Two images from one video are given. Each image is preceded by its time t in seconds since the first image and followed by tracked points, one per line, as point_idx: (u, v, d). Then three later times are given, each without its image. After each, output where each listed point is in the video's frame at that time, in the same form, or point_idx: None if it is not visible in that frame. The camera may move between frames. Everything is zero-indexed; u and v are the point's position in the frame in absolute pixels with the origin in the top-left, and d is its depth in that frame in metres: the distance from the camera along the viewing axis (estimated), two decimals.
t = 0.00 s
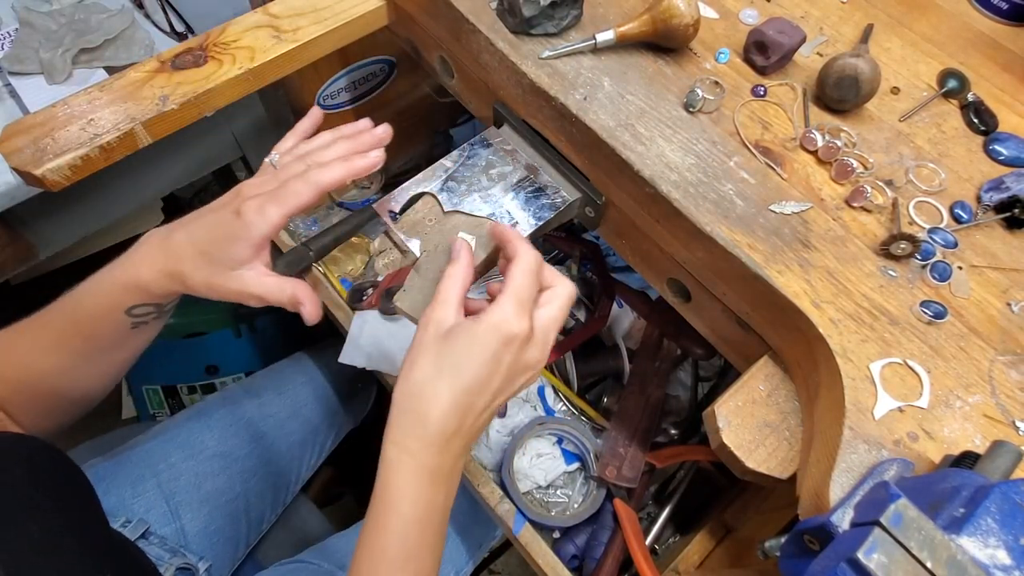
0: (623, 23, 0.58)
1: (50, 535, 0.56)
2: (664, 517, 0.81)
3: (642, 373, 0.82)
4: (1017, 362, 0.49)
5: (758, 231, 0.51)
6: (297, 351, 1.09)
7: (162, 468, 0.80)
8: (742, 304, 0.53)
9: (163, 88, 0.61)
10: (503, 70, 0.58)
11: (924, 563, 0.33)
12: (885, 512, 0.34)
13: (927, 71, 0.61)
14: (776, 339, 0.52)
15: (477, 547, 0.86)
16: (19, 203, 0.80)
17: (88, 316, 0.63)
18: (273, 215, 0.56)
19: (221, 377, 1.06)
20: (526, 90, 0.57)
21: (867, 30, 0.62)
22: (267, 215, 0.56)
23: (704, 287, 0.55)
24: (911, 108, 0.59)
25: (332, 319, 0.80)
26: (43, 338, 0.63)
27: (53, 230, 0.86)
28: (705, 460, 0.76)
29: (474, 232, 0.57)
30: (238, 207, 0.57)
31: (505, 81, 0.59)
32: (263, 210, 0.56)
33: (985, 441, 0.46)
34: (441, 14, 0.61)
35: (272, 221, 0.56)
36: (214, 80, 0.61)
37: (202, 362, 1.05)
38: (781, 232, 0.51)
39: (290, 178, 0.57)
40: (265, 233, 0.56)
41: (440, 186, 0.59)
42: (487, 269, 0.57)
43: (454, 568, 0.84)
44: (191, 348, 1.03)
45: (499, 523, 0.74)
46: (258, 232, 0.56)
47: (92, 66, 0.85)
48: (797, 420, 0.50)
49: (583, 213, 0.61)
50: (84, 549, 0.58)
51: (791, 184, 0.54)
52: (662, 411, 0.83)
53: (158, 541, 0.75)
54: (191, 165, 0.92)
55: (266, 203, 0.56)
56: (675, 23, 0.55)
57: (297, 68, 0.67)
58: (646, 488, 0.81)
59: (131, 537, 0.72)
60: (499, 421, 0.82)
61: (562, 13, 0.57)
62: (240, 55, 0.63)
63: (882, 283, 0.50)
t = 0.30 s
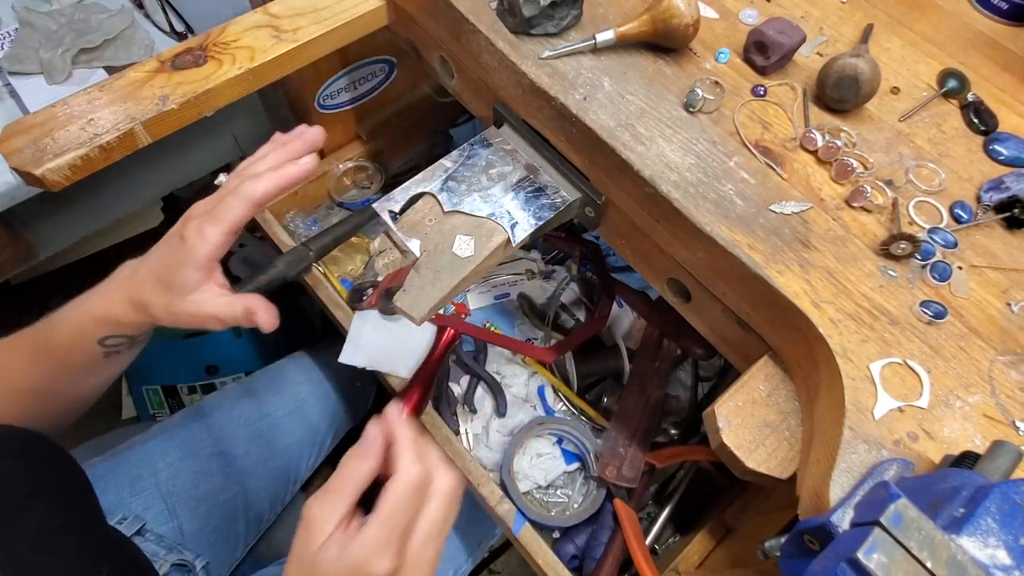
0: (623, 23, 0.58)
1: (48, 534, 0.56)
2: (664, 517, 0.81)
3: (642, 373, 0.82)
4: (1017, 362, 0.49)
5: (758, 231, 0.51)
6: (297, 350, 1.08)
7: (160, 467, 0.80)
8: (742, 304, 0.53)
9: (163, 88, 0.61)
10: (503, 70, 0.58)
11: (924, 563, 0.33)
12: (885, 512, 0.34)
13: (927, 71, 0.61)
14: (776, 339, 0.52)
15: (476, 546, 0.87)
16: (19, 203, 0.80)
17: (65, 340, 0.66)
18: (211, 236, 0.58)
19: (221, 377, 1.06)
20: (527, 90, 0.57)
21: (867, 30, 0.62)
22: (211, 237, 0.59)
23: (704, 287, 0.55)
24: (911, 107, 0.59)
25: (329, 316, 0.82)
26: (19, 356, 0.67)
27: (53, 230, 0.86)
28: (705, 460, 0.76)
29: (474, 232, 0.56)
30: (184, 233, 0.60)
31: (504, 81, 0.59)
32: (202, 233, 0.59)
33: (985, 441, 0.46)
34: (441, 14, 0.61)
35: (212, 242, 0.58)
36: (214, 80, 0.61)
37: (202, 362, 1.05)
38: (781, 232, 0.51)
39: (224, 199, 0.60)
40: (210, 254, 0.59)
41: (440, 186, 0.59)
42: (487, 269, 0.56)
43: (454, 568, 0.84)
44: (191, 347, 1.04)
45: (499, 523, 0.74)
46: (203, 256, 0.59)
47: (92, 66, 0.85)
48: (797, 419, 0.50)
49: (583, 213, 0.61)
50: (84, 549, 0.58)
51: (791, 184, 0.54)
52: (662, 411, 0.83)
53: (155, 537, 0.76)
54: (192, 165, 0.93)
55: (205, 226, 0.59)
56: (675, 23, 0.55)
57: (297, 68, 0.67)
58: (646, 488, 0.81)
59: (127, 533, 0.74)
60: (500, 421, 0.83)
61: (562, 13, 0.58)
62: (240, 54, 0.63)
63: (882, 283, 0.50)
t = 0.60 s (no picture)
0: (623, 23, 0.58)
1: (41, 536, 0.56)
2: (664, 517, 0.81)
3: (642, 373, 0.82)
4: (1017, 362, 0.49)
5: (758, 231, 0.51)
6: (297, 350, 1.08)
7: (160, 467, 0.80)
8: (742, 304, 0.53)
9: (163, 88, 0.61)
10: (503, 70, 0.58)
11: (924, 563, 0.33)
12: (885, 512, 0.34)
13: (927, 71, 0.61)
14: (776, 339, 0.52)
15: (476, 547, 0.87)
16: (21, 203, 0.79)
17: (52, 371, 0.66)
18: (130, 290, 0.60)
19: (221, 377, 1.06)
20: (527, 90, 0.57)
21: (867, 30, 0.62)
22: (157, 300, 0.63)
23: (705, 287, 0.55)
24: (911, 108, 0.59)
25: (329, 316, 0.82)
26: None
27: (54, 230, 0.85)
28: (705, 460, 0.76)
29: (474, 232, 0.56)
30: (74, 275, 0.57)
31: (504, 81, 0.59)
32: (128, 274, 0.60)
33: (985, 441, 0.46)
34: (441, 14, 0.61)
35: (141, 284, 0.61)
36: (214, 80, 0.61)
37: (202, 362, 1.05)
38: (781, 232, 0.51)
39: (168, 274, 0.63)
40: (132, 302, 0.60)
41: (440, 186, 0.59)
42: (487, 269, 0.56)
43: (453, 569, 0.84)
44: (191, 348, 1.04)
45: (499, 523, 0.74)
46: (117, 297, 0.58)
47: (92, 66, 0.85)
48: (797, 419, 0.50)
49: (583, 213, 0.61)
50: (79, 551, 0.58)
51: (791, 184, 0.54)
52: (662, 411, 0.83)
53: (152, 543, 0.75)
54: (194, 165, 0.92)
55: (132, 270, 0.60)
56: (675, 23, 0.55)
57: (297, 68, 0.67)
58: (646, 488, 0.81)
59: (124, 537, 0.73)
60: (499, 421, 0.83)
61: (562, 13, 0.58)
62: (240, 54, 0.63)
63: (882, 283, 0.50)
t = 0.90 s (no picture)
0: (623, 23, 0.58)
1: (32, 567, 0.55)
2: (664, 517, 0.81)
3: (642, 373, 0.82)
4: (1017, 362, 0.49)
5: (758, 231, 0.51)
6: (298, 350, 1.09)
7: (162, 469, 0.80)
8: (742, 304, 0.53)
9: (163, 88, 0.61)
10: (503, 70, 0.58)
11: (924, 563, 0.33)
12: (885, 512, 0.35)
13: (927, 71, 0.61)
14: (776, 339, 0.52)
15: (477, 552, 0.87)
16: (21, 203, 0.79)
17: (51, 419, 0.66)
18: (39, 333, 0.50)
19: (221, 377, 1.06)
20: (527, 90, 0.57)
21: (867, 30, 0.62)
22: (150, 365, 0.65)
23: (705, 287, 0.55)
24: (911, 108, 0.59)
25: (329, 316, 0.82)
26: None
27: (54, 231, 0.85)
28: (705, 460, 0.76)
29: (473, 232, 0.56)
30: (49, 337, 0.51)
31: (504, 81, 0.59)
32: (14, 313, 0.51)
33: (985, 441, 0.46)
34: (441, 14, 0.61)
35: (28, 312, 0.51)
36: (214, 80, 0.61)
37: (202, 362, 1.05)
38: (781, 232, 0.51)
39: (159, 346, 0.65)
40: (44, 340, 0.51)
41: (440, 186, 0.59)
42: (487, 269, 0.56)
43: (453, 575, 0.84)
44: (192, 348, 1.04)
45: (499, 523, 0.74)
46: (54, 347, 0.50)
47: (92, 66, 0.85)
48: (797, 419, 0.50)
49: (583, 213, 0.61)
50: None
51: (791, 184, 0.54)
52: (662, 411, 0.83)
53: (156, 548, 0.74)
54: (193, 166, 0.92)
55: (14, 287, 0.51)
56: (675, 23, 0.55)
57: (297, 68, 0.67)
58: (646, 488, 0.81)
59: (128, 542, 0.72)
60: (499, 421, 0.83)
61: (562, 13, 0.58)
62: (240, 55, 0.63)
63: (882, 283, 0.50)
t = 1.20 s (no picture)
0: (623, 23, 0.58)
1: None
2: (664, 517, 0.81)
3: (642, 372, 0.82)
4: (1017, 362, 0.49)
5: (758, 231, 0.51)
6: (299, 350, 1.09)
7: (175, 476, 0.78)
8: (741, 304, 0.53)
9: (163, 88, 0.61)
10: (503, 70, 0.58)
11: (924, 563, 0.33)
12: (885, 512, 0.35)
13: (927, 71, 0.61)
14: (776, 339, 0.52)
15: (481, 554, 0.88)
16: (23, 204, 0.79)
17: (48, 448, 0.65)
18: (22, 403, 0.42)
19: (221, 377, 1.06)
20: (527, 90, 0.57)
21: (867, 30, 0.62)
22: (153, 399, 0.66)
23: (705, 287, 0.55)
24: (911, 108, 0.59)
25: (329, 316, 0.82)
26: None
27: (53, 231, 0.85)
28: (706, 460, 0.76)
29: (473, 231, 0.56)
30: (89, 393, 0.48)
31: (504, 81, 0.59)
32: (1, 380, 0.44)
33: (985, 441, 0.45)
34: (441, 14, 0.61)
35: None
36: (214, 80, 0.61)
37: (203, 362, 1.05)
38: (781, 232, 0.51)
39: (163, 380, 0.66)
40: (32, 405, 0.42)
41: (440, 186, 0.59)
42: (487, 269, 0.56)
43: None
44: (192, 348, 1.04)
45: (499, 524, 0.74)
46: (79, 401, 0.44)
47: (92, 66, 0.85)
48: (797, 419, 0.50)
49: (583, 213, 0.61)
50: None
51: (791, 184, 0.54)
52: (662, 411, 0.83)
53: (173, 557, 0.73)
54: (192, 167, 0.92)
55: None
56: (675, 23, 0.55)
57: (297, 68, 0.67)
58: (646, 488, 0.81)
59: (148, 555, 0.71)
60: (499, 421, 0.83)
61: (562, 13, 0.57)
62: (240, 55, 0.63)
63: (882, 283, 0.50)
